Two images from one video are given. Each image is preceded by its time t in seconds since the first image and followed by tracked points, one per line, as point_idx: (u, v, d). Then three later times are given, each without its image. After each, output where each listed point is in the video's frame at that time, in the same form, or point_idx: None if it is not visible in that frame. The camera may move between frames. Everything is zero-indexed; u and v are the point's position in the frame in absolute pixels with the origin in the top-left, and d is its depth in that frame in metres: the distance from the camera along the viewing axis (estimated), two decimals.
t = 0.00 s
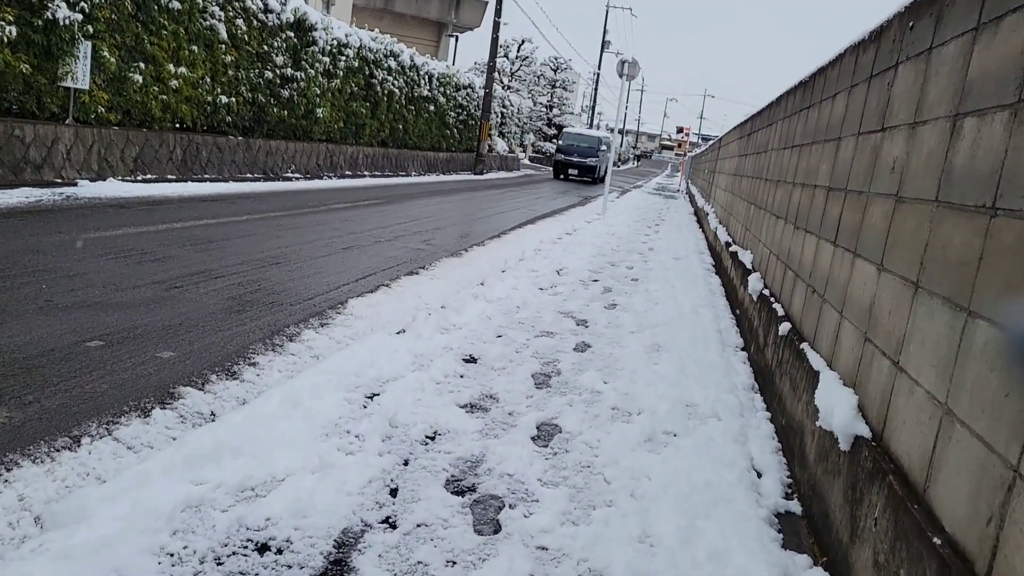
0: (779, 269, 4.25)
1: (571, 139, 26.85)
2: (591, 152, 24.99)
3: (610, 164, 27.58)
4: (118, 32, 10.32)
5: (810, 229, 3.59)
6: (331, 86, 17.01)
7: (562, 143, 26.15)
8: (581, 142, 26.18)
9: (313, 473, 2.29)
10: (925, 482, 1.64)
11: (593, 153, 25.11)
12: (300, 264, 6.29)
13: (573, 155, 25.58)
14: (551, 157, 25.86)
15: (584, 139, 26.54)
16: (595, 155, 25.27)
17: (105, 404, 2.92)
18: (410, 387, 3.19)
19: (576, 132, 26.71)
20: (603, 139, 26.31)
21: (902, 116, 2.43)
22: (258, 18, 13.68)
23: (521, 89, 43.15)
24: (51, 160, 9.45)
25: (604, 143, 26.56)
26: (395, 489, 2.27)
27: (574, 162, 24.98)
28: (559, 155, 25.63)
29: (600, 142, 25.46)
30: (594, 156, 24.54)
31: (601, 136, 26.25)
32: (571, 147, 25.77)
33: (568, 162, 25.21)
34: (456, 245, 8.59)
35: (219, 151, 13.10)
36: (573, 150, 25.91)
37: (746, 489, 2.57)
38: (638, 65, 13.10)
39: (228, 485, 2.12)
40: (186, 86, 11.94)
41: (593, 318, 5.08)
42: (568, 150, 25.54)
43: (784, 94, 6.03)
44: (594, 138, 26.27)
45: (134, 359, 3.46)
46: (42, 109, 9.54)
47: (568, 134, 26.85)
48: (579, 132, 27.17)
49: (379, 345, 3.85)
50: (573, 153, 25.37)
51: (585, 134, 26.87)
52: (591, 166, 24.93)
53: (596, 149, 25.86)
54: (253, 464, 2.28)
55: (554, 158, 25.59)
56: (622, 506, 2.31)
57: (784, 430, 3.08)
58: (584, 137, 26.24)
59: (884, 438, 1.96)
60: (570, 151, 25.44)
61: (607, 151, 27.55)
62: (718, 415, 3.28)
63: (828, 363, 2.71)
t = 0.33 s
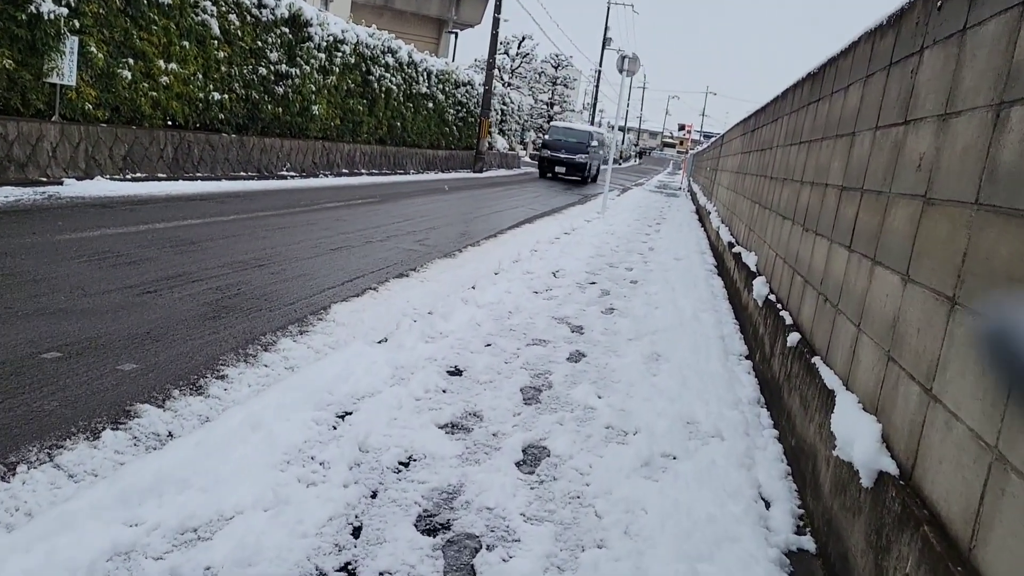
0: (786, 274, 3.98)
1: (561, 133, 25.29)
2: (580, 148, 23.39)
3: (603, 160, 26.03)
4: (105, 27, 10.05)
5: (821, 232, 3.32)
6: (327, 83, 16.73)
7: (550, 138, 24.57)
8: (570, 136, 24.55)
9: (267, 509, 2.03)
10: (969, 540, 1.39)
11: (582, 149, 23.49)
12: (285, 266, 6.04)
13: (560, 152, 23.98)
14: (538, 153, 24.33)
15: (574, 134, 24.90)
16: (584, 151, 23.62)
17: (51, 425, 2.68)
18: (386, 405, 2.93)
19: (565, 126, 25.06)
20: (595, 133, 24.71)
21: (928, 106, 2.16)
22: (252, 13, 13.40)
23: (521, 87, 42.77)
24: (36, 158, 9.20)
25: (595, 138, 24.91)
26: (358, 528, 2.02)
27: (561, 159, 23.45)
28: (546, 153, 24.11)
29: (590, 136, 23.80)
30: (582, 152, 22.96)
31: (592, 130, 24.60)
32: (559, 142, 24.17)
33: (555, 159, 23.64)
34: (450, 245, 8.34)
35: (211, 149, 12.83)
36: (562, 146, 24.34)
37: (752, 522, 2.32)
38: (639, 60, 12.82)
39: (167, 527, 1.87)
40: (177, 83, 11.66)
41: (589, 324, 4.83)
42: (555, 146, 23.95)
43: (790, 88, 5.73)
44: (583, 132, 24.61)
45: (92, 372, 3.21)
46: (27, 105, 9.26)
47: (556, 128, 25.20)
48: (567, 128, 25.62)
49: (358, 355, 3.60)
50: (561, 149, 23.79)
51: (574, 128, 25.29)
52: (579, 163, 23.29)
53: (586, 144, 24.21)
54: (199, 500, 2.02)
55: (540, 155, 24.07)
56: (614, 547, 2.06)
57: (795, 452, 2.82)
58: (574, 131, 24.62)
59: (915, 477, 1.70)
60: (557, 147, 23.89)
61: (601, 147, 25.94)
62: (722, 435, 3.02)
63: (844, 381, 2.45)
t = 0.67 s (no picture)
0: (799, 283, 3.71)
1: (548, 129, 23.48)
2: (566, 145, 21.60)
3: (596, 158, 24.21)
4: (96, 22, 9.80)
5: (837, 241, 3.06)
6: (326, 81, 16.47)
7: (535, 135, 22.79)
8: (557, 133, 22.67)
9: (214, 559, 1.79)
10: None
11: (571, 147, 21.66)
12: (271, 269, 5.79)
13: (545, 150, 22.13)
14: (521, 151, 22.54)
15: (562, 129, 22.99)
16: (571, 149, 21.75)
17: None
18: (363, 427, 2.67)
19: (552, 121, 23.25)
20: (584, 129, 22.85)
21: (972, 102, 1.90)
22: (247, 9, 13.15)
23: (524, 86, 42.47)
24: (22, 156, 8.95)
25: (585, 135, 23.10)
26: None
27: (544, 158, 21.67)
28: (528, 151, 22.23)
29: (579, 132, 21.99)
30: (568, 150, 21.13)
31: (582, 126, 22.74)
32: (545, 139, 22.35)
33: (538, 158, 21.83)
34: (446, 248, 8.08)
35: (205, 147, 12.56)
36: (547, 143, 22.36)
37: (767, 568, 2.06)
38: (642, 58, 12.54)
39: None
40: (170, 80, 11.40)
41: (588, 334, 4.57)
42: (539, 144, 22.14)
43: (801, 85, 5.43)
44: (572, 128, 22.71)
45: (46, 389, 2.96)
46: (14, 102, 9.01)
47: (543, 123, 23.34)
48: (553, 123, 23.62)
49: (338, 370, 3.33)
50: (546, 147, 22.00)
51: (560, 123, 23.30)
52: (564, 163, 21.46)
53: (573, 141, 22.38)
54: (136, 548, 1.78)
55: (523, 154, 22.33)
56: None
57: (812, 483, 2.56)
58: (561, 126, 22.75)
59: (967, 537, 1.45)
60: (542, 145, 22.11)
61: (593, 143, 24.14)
62: (732, 463, 2.77)
63: (870, 410, 2.19)
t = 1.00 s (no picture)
0: (830, 298, 3.41)
1: (537, 126, 22.00)
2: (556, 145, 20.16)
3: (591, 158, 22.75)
4: (98, 13, 9.59)
5: (876, 255, 2.79)
6: (333, 78, 16.25)
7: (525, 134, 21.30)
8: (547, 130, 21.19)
9: None
10: None
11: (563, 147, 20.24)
12: (267, 271, 5.52)
13: (535, 150, 20.63)
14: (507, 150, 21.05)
15: (552, 126, 21.48)
16: (561, 148, 20.30)
17: None
18: (349, 455, 2.40)
19: (542, 117, 21.76)
20: (576, 126, 21.39)
21: None
22: (254, 3, 12.93)
23: (534, 86, 42.16)
24: (19, 150, 8.74)
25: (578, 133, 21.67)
26: None
27: (532, 158, 20.25)
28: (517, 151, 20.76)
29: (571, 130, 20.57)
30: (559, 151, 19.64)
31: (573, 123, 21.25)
32: (533, 137, 20.87)
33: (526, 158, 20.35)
34: (451, 250, 7.79)
35: (210, 143, 12.36)
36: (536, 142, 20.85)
37: None
38: (656, 58, 12.23)
39: None
40: (174, 74, 11.17)
41: (598, 347, 4.28)
42: (528, 143, 20.72)
43: (828, 84, 5.12)
44: (564, 125, 21.24)
45: (6, 403, 2.69)
46: (13, 94, 8.79)
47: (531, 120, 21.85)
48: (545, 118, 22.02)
49: (326, 386, 3.07)
50: (534, 146, 20.56)
51: (552, 119, 21.75)
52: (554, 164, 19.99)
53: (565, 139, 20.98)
54: None
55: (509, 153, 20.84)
56: None
57: (851, 530, 2.28)
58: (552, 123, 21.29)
59: None
60: (530, 145, 20.66)
61: (585, 142, 22.66)
62: (758, 503, 2.48)
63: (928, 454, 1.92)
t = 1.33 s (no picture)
0: (840, 314, 3.13)
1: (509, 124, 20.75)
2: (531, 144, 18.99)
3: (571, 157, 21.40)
4: (80, 10, 9.34)
5: (894, 269, 2.51)
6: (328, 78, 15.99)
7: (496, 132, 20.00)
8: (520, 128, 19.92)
9: None
10: None
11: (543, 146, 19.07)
12: (242, 279, 5.24)
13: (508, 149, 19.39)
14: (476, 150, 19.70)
15: (526, 124, 20.25)
16: (535, 148, 19.09)
17: None
18: (299, 498, 2.13)
19: (516, 115, 20.54)
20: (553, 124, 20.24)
21: None
22: (245, 1, 12.69)
23: (535, 87, 41.91)
24: None
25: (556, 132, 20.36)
26: None
27: (506, 158, 19.01)
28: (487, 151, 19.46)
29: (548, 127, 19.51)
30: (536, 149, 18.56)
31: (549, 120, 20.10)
32: (506, 136, 19.61)
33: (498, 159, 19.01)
34: (441, 256, 7.51)
35: (199, 144, 12.11)
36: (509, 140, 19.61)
37: None
38: (655, 58, 11.95)
39: None
40: (161, 73, 10.93)
41: (591, 363, 4.00)
42: (500, 142, 19.47)
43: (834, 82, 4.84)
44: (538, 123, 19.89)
45: None
46: None
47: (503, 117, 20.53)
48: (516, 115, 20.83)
49: (285, 410, 2.78)
50: (507, 145, 19.34)
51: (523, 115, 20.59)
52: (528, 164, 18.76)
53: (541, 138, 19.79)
54: None
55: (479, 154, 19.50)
56: None
57: None
58: (525, 120, 20.19)
59: None
60: (502, 144, 19.41)
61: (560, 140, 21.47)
62: (763, 550, 2.20)
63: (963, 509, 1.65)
